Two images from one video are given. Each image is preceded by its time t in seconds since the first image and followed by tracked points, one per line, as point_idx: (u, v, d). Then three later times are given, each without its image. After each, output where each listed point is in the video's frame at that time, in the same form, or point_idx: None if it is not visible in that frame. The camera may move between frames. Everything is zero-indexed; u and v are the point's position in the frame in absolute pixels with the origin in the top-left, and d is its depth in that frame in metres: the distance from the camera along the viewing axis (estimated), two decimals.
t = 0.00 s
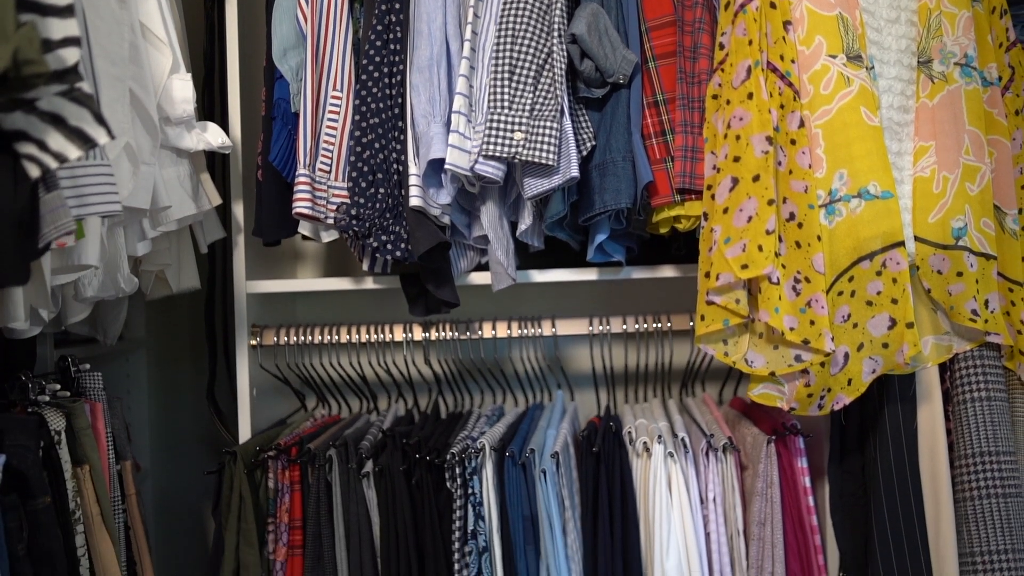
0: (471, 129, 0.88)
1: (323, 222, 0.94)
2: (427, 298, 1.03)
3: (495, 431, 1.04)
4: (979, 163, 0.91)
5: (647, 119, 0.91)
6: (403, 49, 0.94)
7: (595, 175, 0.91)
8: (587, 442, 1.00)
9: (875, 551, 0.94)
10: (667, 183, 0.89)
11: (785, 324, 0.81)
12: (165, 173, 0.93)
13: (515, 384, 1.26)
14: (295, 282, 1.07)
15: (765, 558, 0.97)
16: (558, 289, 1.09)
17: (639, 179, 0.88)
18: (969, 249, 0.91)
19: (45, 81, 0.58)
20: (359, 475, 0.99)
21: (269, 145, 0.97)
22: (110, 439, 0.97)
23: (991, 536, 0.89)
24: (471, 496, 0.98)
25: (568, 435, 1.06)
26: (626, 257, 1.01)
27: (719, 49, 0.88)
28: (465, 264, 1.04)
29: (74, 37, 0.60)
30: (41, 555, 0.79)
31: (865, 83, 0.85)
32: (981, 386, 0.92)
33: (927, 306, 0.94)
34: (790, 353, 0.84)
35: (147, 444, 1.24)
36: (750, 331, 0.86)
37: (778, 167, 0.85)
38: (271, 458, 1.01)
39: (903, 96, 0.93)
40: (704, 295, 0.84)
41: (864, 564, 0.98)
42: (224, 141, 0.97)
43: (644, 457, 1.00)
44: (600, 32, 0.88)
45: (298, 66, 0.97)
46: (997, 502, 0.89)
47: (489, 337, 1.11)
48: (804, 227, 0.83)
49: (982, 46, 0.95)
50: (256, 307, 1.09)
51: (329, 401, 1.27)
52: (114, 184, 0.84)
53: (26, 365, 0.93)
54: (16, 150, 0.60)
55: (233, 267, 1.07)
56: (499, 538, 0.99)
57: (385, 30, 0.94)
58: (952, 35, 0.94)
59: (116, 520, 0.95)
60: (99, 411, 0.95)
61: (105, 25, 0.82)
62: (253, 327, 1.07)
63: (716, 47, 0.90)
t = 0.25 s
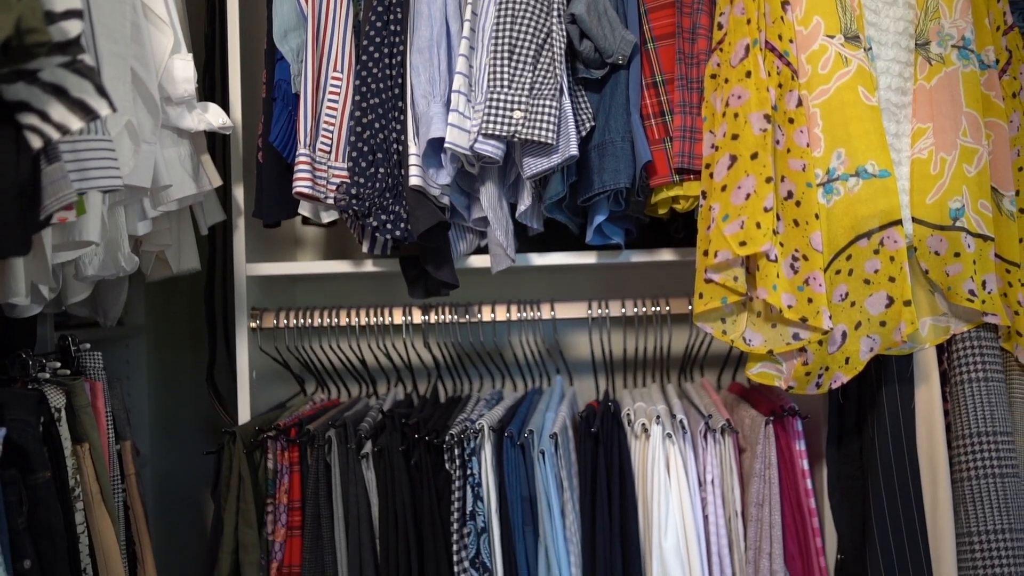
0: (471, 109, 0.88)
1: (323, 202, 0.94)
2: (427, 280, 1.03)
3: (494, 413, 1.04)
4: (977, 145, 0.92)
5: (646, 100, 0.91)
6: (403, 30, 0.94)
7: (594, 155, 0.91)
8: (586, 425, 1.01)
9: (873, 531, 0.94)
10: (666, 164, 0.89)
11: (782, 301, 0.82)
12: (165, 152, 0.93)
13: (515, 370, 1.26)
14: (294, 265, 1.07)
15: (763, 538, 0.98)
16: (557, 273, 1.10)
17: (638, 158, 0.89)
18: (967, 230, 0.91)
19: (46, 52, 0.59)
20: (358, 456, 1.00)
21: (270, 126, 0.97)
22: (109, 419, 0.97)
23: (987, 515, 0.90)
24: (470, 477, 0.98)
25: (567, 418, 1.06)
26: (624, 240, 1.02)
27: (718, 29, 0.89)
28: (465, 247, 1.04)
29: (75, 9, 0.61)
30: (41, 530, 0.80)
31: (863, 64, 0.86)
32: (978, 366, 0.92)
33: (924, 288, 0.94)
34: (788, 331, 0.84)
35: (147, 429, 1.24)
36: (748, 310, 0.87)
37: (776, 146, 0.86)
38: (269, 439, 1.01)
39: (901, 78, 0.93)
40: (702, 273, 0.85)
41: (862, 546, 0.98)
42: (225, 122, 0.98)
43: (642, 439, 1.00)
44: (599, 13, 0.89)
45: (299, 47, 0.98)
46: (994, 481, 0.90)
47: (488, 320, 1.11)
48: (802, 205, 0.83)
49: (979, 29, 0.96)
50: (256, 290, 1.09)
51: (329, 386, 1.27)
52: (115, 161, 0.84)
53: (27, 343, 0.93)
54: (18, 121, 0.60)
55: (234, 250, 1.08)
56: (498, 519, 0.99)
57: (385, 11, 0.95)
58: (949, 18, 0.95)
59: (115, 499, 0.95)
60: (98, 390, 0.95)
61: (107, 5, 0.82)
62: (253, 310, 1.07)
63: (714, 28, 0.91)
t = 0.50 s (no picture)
0: (470, 88, 0.89)
1: (322, 181, 0.94)
2: (426, 262, 1.03)
3: (492, 395, 1.05)
4: (973, 126, 0.92)
5: (643, 80, 0.92)
6: (402, 11, 0.95)
7: (592, 136, 0.91)
8: (584, 405, 1.00)
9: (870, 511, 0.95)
10: (664, 144, 0.90)
11: (781, 279, 0.82)
12: (165, 132, 0.93)
13: (513, 354, 1.26)
14: (293, 248, 1.07)
15: (761, 519, 0.98)
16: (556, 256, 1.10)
17: (636, 138, 0.89)
18: (964, 210, 0.91)
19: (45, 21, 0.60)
20: (356, 437, 1.00)
21: (269, 107, 0.98)
22: (109, 399, 0.98)
23: (985, 494, 0.90)
24: (468, 458, 0.98)
25: (565, 399, 1.06)
26: (623, 222, 1.02)
27: (717, 8, 0.90)
28: (463, 230, 1.04)
29: None
30: (40, 504, 0.80)
31: (860, 43, 0.86)
32: (975, 346, 0.92)
33: (922, 268, 0.95)
34: (786, 309, 0.85)
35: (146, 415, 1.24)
36: (746, 288, 0.87)
37: (774, 125, 0.86)
38: (268, 420, 1.01)
39: (898, 59, 0.94)
40: (700, 251, 0.85)
41: (859, 527, 0.98)
42: (225, 103, 0.98)
43: (640, 420, 1.01)
44: None
45: (299, 29, 0.98)
46: (991, 460, 0.90)
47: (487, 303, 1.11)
48: (800, 183, 0.84)
49: (976, 11, 0.96)
50: (255, 272, 1.09)
51: (328, 371, 1.28)
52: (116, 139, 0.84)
53: (26, 322, 0.94)
54: (19, 92, 0.65)
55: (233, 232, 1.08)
56: (496, 499, 0.99)
57: None
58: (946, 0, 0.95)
59: (114, 479, 0.95)
60: (98, 369, 0.95)
61: None
62: (252, 292, 1.08)
63: (712, 7, 0.91)
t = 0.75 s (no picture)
0: (469, 65, 0.89)
1: (322, 160, 0.94)
2: (425, 242, 1.04)
3: (491, 375, 1.05)
4: (972, 105, 0.91)
5: (642, 58, 0.92)
6: None
7: (591, 114, 0.91)
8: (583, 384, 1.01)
9: (868, 489, 0.95)
10: (662, 121, 0.90)
11: (780, 255, 0.82)
12: (165, 110, 0.93)
13: (512, 338, 1.26)
14: (292, 229, 1.07)
15: (760, 497, 0.98)
16: (555, 237, 1.10)
17: (635, 115, 0.89)
18: (962, 188, 0.91)
19: None
20: (355, 416, 1.00)
21: (269, 86, 0.98)
22: (108, 377, 0.98)
23: (983, 471, 0.90)
24: (467, 437, 0.98)
25: (564, 380, 1.06)
26: (621, 203, 1.02)
27: None
28: (463, 210, 1.04)
29: None
30: (40, 477, 0.81)
31: (858, 20, 0.86)
32: (973, 324, 0.93)
33: (920, 248, 0.95)
34: (784, 285, 0.85)
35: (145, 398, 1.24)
36: (744, 264, 0.87)
37: (772, 101, 0.86)
38: (267, 399, 1.02)
39: (896, 38, 0.96)
40: (698, 227, 0.85)
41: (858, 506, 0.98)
42: (224, 82, 0.98)
43: (639, 399, 1.01)
44: None
45: (298, 7, 0.98)
46: (990, 437, 0.90)
47: (486, 284, 1.12)
48: (798, 158, 0.84)
49: None
50: (254, 253, 1.09)
51: (327, 354, 1.28)
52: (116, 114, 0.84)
53: (26, 299, 0.94)
54: (19, 62, 0.66)
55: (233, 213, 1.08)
56: (495, 478, 0.99)
57: None
58: None
59: (114, 456, 0.96)
60: (97, 347, 0.95)
61: None
62: (251, 274, 1.08)
63: None
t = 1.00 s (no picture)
0: (469, 42, 0.89)
1: (322, 138, 0.94)
2: (425, 223, 1.03)
3: (491, 354, 1.05)
4: (971, 83, 0.91)
5: (641, 36, 0.92)
6: None
7: (591, 92, 0.91)
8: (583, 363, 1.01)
9: (867, 467, 0.95)
10: (662, 99, 0.90)
11: (779, 230, 0.82)
12: (165, 87, 0.93)
13: (512, 321, 1.26)
14: (293, 209, 1.07)
15: (759, 476, 0.98)
16: (554, 218, 1.10)
17: (634, 92, 0.89)
18: (960, 165, 0.91)
19: None
20: (355, 395, 1.00)
21: (269, 64, 0.98)
22: (108, 355, 0.98)
23: (982, 448, 0.90)
24: (467, 415, 0.99)
25: (564, 360, 1.06)
26: (621, 183, 1.02)
27: None
28: (462, 190, 1.04)
29: None
30: (40, 451, 0.81)
31: None
32: (972, 302, 0.93)
33: (919, 226, 0.95)
34: (784, 260, 0.85)
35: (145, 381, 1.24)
36: (743, 240, 0.87)
37: (771, 77, 0.87)
38: (267, 377, 1.02)
39: (896, 17, 0.97)
40: (698, 202, 0.85)
41: (857, 485, 0.99)
42: (225, 60, 0.99)
43: (638, 377, 1.01)
44: None
45: None
46: (988, 414, 0.90)
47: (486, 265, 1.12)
48: (797, 134, 0.84)
49: None
50: (254, 234, 1.10)
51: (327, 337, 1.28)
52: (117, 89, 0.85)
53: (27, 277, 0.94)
54: (19, 31, 0.67)
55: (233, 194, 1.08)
56: (494, 457, 0.99)
57: None
58: None
59: (114, 434, 0.96)
60: (97, 324, 0.95)
61: None
62: (251, 254, 1.08)
63: None
